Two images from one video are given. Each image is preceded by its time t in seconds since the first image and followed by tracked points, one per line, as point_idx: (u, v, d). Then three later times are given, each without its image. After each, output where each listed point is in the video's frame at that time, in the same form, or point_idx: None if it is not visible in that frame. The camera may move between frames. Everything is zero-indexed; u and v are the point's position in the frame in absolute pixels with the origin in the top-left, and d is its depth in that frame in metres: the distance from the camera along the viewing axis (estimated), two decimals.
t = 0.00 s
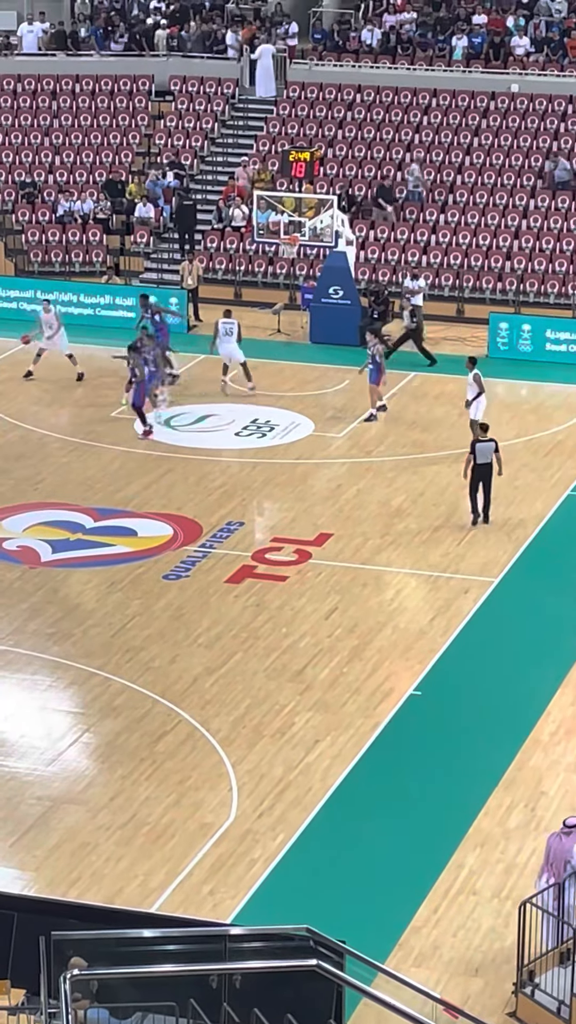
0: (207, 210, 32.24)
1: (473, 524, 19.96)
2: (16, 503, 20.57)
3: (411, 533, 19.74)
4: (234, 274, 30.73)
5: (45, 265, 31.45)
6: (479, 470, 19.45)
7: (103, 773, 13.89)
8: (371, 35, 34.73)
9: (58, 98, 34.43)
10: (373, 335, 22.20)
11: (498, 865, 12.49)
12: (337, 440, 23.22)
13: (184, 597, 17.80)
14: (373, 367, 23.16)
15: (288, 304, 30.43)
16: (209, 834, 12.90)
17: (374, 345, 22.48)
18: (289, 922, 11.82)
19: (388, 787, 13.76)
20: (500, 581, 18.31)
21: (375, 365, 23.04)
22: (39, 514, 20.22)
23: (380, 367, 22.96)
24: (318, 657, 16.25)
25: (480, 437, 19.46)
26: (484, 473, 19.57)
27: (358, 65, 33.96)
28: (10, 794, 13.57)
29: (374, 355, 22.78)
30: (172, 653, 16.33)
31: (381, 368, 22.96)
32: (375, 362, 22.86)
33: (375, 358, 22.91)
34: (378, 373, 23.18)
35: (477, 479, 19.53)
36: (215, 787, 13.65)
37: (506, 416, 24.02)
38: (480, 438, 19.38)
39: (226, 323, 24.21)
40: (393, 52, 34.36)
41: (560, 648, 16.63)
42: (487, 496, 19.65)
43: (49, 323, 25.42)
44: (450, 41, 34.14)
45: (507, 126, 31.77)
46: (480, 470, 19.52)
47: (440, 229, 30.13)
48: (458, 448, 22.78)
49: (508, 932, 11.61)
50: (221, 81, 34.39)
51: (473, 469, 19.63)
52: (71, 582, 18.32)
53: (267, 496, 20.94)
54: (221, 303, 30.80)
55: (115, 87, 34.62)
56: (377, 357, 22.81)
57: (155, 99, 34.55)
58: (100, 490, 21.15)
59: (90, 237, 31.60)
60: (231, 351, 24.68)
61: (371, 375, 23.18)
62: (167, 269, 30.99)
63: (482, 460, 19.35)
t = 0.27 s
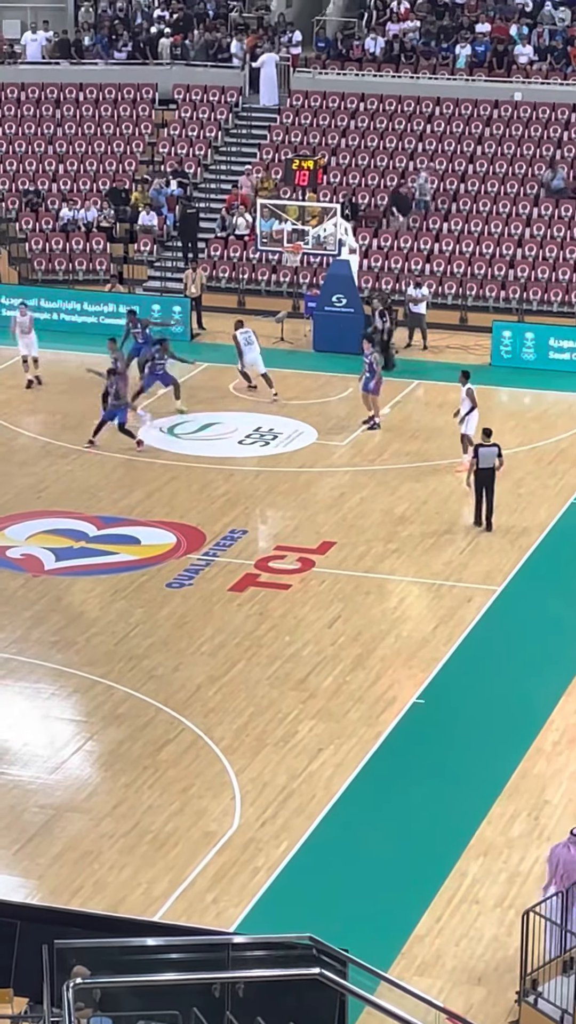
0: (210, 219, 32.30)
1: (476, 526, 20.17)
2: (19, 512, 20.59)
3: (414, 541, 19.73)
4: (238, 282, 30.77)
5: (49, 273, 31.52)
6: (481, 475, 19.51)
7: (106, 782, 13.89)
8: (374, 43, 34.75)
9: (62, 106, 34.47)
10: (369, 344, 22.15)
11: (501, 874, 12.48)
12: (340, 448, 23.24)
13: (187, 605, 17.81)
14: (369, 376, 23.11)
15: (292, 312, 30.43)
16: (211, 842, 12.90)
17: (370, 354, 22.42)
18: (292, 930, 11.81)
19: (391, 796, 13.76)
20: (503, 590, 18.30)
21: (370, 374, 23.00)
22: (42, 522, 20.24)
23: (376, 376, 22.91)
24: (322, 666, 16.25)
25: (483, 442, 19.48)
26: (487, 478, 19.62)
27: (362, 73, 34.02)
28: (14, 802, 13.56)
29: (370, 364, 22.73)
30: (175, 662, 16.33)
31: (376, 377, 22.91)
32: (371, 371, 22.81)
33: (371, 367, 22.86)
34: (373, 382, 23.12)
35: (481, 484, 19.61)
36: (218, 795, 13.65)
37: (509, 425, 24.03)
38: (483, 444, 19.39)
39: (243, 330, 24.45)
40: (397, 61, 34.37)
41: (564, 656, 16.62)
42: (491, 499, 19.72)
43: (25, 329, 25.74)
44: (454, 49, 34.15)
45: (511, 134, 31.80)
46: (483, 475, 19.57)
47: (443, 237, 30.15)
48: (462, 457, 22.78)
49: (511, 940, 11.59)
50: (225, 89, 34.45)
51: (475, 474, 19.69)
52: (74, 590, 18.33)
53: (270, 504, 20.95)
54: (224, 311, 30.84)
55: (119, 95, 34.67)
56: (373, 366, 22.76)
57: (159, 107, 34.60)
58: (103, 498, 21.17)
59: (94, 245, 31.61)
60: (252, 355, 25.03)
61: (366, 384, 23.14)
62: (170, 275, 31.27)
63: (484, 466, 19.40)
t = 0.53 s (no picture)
0: (215, 227, 32.35)
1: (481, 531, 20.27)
2: (24, 520, 20.61)
3: (419, 550, 19.74)
4: (242, 290, 30.90)
5: (53, 282, 31.62)
6: (484, 482, 19.54)
7: (110, 790, 13.89)
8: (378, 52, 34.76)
9: (67, 115, 34.50)
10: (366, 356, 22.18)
11: (505, 883, 12.47)
12: (344, 457, 23.25)
13: (191, 614, 17.82)
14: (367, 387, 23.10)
15: (296, 320, 30.55)
16: (216, 851, 12.90)
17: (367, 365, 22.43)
18: (296, 940, 11.80)
19: (395, 805, 13.74)
20: (508, 599, 18.30)
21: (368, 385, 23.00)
22: (47, 531, 20.26)
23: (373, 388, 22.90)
24: (326, 674, 16.25)
25: (485, 448, 19.47)
26: (490, 484, 19.64)
27: (367, 82, 34.06)
28: (18, 810, 13.56)
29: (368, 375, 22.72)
30: (179, 670, 16.33)
31: (373, 390, 22.90)
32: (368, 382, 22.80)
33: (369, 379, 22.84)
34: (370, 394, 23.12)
35: (484, 490, 19.64)
36: (222, 804, 13.65)
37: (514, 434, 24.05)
38: (485, 450, 19.39)
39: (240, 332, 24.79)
40: (401, 70, 34.40)
41: (568, 666, 16.60)
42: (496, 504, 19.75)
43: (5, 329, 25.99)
44: (459, 57, 34.14)
45: (515, 143, 31.83)
46: (486, 481, 19.60)
47: (448, 246, 30.18)
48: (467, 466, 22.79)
49: (516, 949, 11.58)
50: (230, 98, 34.50)
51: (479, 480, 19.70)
52: (78, 598, 18.34)
53: (274, 513, 20.96)
54: (229, 320, 30.88)
55: (124, 104, 34.70)
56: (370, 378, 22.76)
57: (164, 115, 34.63)
58: (108, 506, 21.19)
59: (99, 254, 31.70)
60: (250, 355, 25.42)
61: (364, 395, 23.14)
62: (174, 284, 31.36)
63: (487, 472, 19.40)
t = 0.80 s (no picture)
0: (221, 237, 32.42)
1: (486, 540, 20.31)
2: (29, 529, 20.64)
3: (424, 559, 19.76)
4: (248, 299, 30.95)
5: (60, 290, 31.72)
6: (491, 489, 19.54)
7: (116, 799, 13.90)
8: (384, 61, 34.77)
9: (73, 124, 34.54)
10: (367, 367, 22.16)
11: (510, 892, 12.47)
12: (350, 466, 23.26)
13: (197, 623, 17.84)
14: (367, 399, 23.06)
15: (302, 330, 30.63)
16: (221, 860, 12.90)
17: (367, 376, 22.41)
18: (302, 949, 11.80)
19: (401, 814, 13.75)
20: (513, 608, 18.30)
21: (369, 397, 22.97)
22: (53, 540, 20.28)
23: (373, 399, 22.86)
24: (331, 683, 16.27)
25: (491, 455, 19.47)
26: (496, 491, 19.65)
27: (372, 92, 34.11)
28: (23, 819, 13.57)
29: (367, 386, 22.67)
30: (185, 679, 16.35)
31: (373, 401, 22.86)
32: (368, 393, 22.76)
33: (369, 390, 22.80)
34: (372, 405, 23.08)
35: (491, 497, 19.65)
36: (227, 813, 13.66)
37: (519, 443, 24.07)
38: (491, 457, 19.39)
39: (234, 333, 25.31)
40: (407, 79, 34.42)
41: (573, 675, 16.60)
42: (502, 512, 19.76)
43: None
44: (464, 67, 34.15)
45: (521, 153, 31.86)
46: (492, 489, 19.60)
47: (454, 255, 30.22)
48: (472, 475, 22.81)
49: (522, 958, 11.58)
50: (236, 108, 34.56)
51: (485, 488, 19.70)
52: (84, 607, 18.36)
53: (280, 522, 20.98)
54: (235, 328, 30.93)
55: (130, 113, 34.75)
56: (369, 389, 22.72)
57: (170, 125, 34.68)
58: (113, 515, 21.22)
59: (105, 263, 31.76)
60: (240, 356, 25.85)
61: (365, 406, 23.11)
62: (181, 293, 31.22)
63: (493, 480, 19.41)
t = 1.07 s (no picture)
0: (228, 247, 32.48)
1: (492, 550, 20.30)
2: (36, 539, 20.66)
3: (430, 569, 19.75)
4: (254, 309, 31.02)
5: (66, 300, 31.83)
6: (499, 498, 19.54)
7: (122, 809, 13.90)
8: (391, 72, 34.78)
9: (80, 134, 34.56)
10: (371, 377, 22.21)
11: (516, 903, 12.45)
12: (356, 476, 23.28)
13: (203, 632, 17.85)
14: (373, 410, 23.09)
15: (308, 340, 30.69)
16: (227, 870, 12.90)
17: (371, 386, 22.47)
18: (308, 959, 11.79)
19: (406, 825, 13.73)
20: (519, 618, 18.30)
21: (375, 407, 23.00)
22: (59, 549, 20.31)
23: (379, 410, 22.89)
24: (338, 693, 16.26)
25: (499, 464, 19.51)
26: (504, 500, 19.66)
27: (379, 102, 34.16)
28: (29, 829, 13.57)
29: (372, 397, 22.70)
30: (191, 689, 16.35)
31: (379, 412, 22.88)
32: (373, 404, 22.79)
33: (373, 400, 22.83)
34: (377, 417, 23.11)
35: (499, 506, 19.65)
36: (233, 823, 13.66)
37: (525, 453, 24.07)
38: (500, 465, 19.42)
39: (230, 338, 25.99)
40: (414, 89, 34.44)
41: None
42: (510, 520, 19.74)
43: None
44: (471, 77, 34.16)
45: (528, 163, 31.88)
46: (501, 497, 19.61)
47: (460, 265, 30.24)
48: (479, 485, 22.81)
49: (528, 969, 11.57)
50: (243, 118, 34.60)
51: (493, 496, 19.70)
52: (90, 617, 18.37)
53: (286, 532, 20.99)
54: (241, 338, 30.97)
55: (136, 123, 34.78)
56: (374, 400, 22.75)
57: (176, 135, 34.73)
58: (120, 525, 21.24)
59: (111, 273, 31.89)
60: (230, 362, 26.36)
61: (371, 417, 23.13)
62: (187, 303, 31.45)
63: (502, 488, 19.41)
